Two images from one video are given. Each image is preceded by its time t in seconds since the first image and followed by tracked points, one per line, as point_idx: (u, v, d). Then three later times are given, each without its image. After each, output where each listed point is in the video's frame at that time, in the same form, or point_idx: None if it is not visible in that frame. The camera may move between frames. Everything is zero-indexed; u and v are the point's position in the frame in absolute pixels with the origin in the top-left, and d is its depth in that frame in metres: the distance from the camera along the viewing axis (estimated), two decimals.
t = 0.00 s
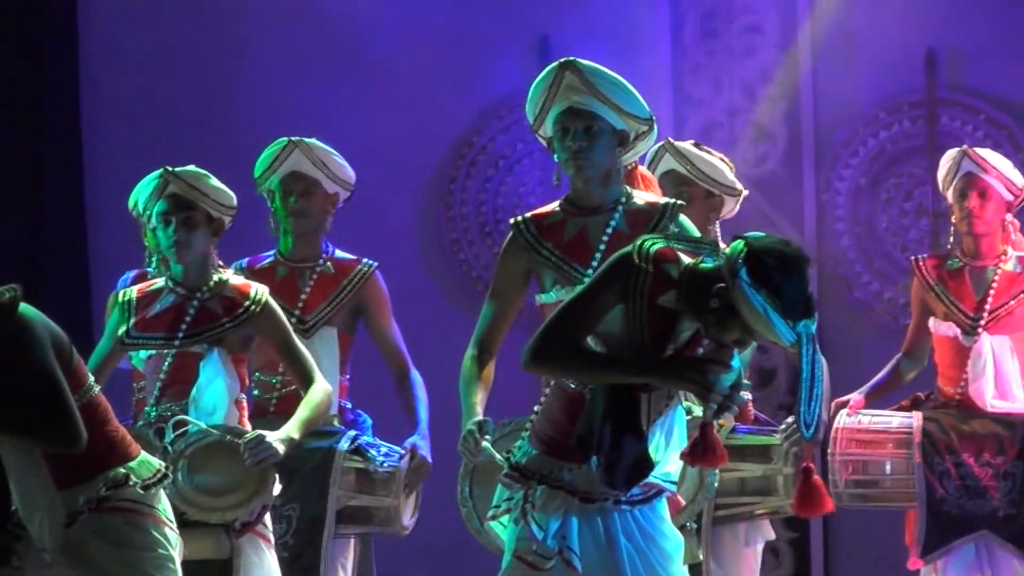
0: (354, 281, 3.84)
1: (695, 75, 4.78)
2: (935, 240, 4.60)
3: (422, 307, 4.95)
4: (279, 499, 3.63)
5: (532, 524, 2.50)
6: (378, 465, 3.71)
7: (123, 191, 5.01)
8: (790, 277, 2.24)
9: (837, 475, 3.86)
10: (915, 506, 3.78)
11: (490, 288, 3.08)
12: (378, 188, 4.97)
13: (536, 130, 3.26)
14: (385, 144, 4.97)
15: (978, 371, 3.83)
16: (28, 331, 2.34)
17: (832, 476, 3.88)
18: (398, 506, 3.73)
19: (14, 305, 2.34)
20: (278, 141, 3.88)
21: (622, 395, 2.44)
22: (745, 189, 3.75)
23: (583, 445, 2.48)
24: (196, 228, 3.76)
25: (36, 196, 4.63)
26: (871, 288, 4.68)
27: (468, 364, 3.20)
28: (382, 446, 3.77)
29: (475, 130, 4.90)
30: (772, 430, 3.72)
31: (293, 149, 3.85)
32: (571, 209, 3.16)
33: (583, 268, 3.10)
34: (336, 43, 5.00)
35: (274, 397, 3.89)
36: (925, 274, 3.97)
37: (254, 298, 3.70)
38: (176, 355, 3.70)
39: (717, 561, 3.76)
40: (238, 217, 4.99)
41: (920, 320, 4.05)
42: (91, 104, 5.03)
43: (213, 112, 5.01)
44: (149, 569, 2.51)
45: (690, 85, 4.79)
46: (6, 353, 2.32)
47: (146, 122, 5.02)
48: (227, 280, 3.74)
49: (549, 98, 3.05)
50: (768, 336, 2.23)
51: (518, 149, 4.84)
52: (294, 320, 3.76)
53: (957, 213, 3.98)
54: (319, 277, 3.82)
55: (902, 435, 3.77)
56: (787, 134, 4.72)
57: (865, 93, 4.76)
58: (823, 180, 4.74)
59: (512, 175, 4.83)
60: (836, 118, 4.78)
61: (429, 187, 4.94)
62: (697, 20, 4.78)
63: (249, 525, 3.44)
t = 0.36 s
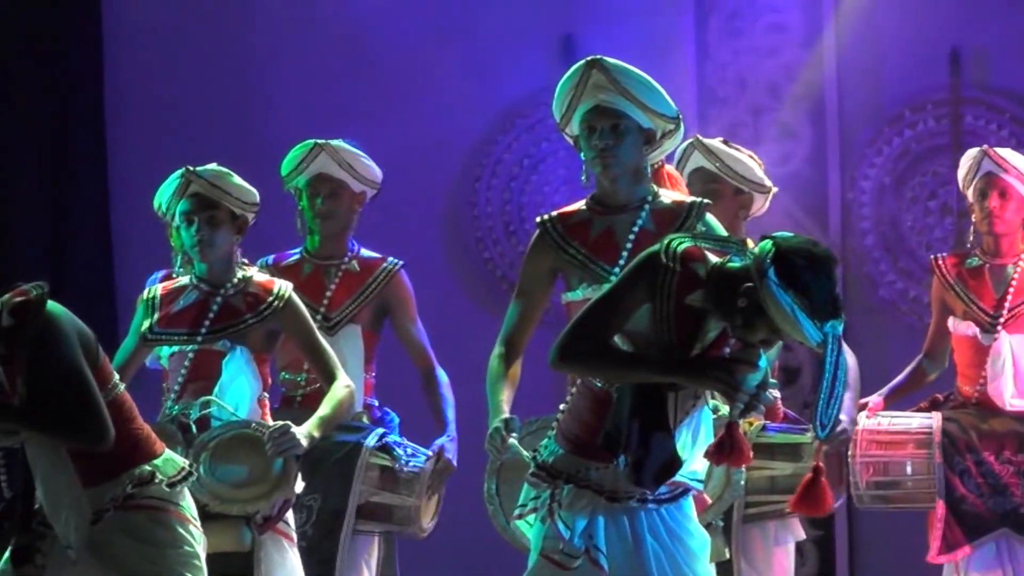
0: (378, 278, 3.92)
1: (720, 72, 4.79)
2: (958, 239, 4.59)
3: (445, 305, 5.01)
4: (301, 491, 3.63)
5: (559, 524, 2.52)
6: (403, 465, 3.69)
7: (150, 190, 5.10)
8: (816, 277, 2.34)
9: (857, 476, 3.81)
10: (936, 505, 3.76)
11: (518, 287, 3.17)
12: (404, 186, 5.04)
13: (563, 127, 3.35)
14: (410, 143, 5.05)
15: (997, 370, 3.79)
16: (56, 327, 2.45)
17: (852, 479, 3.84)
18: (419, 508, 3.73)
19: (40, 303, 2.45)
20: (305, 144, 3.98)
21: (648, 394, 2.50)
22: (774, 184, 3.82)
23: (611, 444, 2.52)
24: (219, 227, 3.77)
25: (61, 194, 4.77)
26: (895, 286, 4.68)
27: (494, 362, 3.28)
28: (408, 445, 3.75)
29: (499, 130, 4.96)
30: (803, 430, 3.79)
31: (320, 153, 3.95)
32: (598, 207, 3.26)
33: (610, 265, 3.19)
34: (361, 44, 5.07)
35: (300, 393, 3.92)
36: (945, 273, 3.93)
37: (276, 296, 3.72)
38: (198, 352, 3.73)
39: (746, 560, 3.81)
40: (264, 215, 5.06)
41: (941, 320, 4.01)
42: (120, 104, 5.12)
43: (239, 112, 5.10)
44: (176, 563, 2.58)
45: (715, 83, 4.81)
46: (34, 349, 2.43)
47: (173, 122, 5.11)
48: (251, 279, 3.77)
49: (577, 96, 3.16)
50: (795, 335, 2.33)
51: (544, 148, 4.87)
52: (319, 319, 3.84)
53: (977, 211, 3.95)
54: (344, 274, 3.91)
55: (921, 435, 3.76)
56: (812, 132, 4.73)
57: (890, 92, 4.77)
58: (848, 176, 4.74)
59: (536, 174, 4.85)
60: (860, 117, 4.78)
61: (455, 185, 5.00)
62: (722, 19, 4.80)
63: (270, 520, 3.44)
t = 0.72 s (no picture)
0: (409, 277, 3.99)
1: (750, 72, 4.80)
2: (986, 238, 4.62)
3: (472, 304, 5.03)
4: (337, 497, 3.78)
5: (590, 523, 2.65)
6: (436, 466, 3.83)
7: (177, 189, 5.11)
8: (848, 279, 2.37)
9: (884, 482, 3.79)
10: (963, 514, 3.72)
11: (549, 285, 3.24)
12: (431, 186, 5.05)
13: (594, 128, 3.43)
14: (436, 143, 5.06)
15: None
16: (88, 326, 2.58)
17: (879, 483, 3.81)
18: (454, 506, 3.86)
19: (74, 302, 2.57)
20: (332, 144, 4.02)
21: (677, 394, 2.59)
22: (803, 184, 3.85)
23: (642, 445, 2.63)
24: (244, 224, 3.78)
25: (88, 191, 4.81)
26: (924, 285, 4.69)
27: (522, 361, 3.34)
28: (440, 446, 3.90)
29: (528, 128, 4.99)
30: (832, 429, 3.75)
31: (347, 152, 3.99)
32: (630, 207, 3.30)
33: (642, 266, 3.23)
34: (388, 44, 5.08)
35: (328, 393, 3.99)
36: (970, 275, 3.88)
37: (305, 295, 3.75)
38: (225, 352, 3.73)
39: (775, 561, 3.81)
40: (292, 215, 5.07)
41: (967, 321, 3.97)
42: (147, 104, 5.14)
43: (267, 112, 5.11)
44: (205, 559, 2.67)
45: (743, 83, 4.81)
46: (67, 347, 2.55)
47: (200, 121, 5.14)
48: (279, 278, 3.79)
49: (608, 96, 3.26)
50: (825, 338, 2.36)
51: (573, 147, 4.90)
52: (348, 318, 3.91)
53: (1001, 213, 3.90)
54: (375, 272, 3.99)
55: (947, 441, 3.73)
56: (842, 129, 4.71)
57: (920, 91, 4.77)
58: (878, 174, 4.74)
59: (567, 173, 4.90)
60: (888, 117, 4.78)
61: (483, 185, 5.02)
62: (751, 18, 4.81)
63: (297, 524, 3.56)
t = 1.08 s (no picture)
0: (439, 277, 4.09)
1: (779, 70, 4.82)
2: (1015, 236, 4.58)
3: (501, 303, 5.03)
4: (371, 496, 3.84)
5: (622, 522, 2.77)
6: (469, 462, 3.88)
7: (205, 187, 5.13)
8: (876, 282, 2.50)
9: (913, 481, 3.76)
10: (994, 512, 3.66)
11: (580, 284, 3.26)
12: (461, 184, 5.08)
13: (625, 128, 3.48)
14: (465, 141, 5.08)
15: None
16: (121, 326, 2.66)
17: (909, 482, 3.78)
18: (489, 503, 3.92)
19: (106, 302, 2.65)
20: (363, 142, 4.12)
21: (710, 395, 2.68)
22: (829, 183, 3.83)
23: (672, 444, 2.72)
24: (270, 221, 3.73)
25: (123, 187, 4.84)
26: (954, 285, 4.66)
27: (551, 361, 3.35)
28: (472, 442, 3.95)
29: (556, 127, 5.02)
30: (859, 428, 3.73)
31: (375, 150, 4.09)
32: (660, 207, 3.36)
33: (671, 266, 3.28)
34: (419, 43, 5.11)
35: (359, 395, 4.05)
36: (1000, 275, 3.88)
37: (331, 296, 3.69)
38: (252, 353, 3.69)
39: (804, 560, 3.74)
40: (320, 213, 5.08)
41: (997, 321, 3.98)
42: (178, 102, 5.13)
43: (298, 110, 5.13)
44: (236, 557, 2.76)
45: (773, 82, 4.83)
46: (100, 346, 2.63)
47: (230, 120, 5.14)
48: (304, 277, 3.75)
49: (638, 96, 3.29)
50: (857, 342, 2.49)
51: (603, 146, 4.91)
52: (381, 318, 4.00)
53: None
54: (406, 272, 4.09)
55: (976, 438, 3.67)
56: (870, 130, 4.72)
57: (948, 90, 4.76)
58: (907, 174, 4.73)
59: (597, 173, 4.91)
60: (918, 116, 4.78)
61: (513, 183, 5.05)
62: (781, 17, 4.82)
63: (327, 523, 3.55)
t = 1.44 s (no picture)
0: (465, 276, 4.09)
1: (807, 68, 4.79)
2: None
3: (526, 300, 5.03)
4: (394, 494, 3.79)
5: (649, 519, 2.85)
6: (492, 459, 3.83)
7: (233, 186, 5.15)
8: (905, 281, 2.53)
9: (942, 477, 3.75)
10: None
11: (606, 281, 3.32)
12: (487, 182, 5.07)
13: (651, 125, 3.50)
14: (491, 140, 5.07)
15: None
16: (152, 322, 2.68)
17: (938, 478, 3.77)
18: (511, 501, 3.86)
19: (137, 300, 2.67)
20: (389, 140, 4.12)
21: (737, 394, 2.74)
22: (856, 181, 3.83)
23: (701, 443, 2.81)
24: (298, 219, 3.75)
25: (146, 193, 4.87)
26: (980, 283, 4.59)
27: (576, 358, 3.46)
28: (495, 439, 3.89)
29: (585, 123, 4.93)
30: (887, 424, 3.70)
31: (401, 148, 4.09)
32: (687, 204, 3.40)
33: (698, 263, 3.30)
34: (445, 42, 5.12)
35: (383, 393, 4.04)
36: None
37: (360, 292, 3.74)
38: (281, 351, 3.71)
39: (830, 556, 3.74)
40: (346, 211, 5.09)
41: None
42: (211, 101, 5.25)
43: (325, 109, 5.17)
44: (266, 555, 2.80)
45: (800, 80, 4.81)
46: (130, 343, 2.67)
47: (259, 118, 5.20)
48: (332, 274, 3.78)
49: (666, 93, 3.33)
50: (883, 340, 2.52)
51: (630, 144, 4.82)
52: (406, 317, 4.00)
53: None
54: (431, 272, 4.08)
55: (1005, 433, 3.68)
56: (898, 127, 4.68)
57: (975, 87, 4.69)
58: (935, 171, 4.66)
59: (624, 170, 4.81)
60: (946, 113, 4.72)
61: (540, 182, 5.01)
62: (807, 16, 4.79)
63: (357, 521, 3.55)
